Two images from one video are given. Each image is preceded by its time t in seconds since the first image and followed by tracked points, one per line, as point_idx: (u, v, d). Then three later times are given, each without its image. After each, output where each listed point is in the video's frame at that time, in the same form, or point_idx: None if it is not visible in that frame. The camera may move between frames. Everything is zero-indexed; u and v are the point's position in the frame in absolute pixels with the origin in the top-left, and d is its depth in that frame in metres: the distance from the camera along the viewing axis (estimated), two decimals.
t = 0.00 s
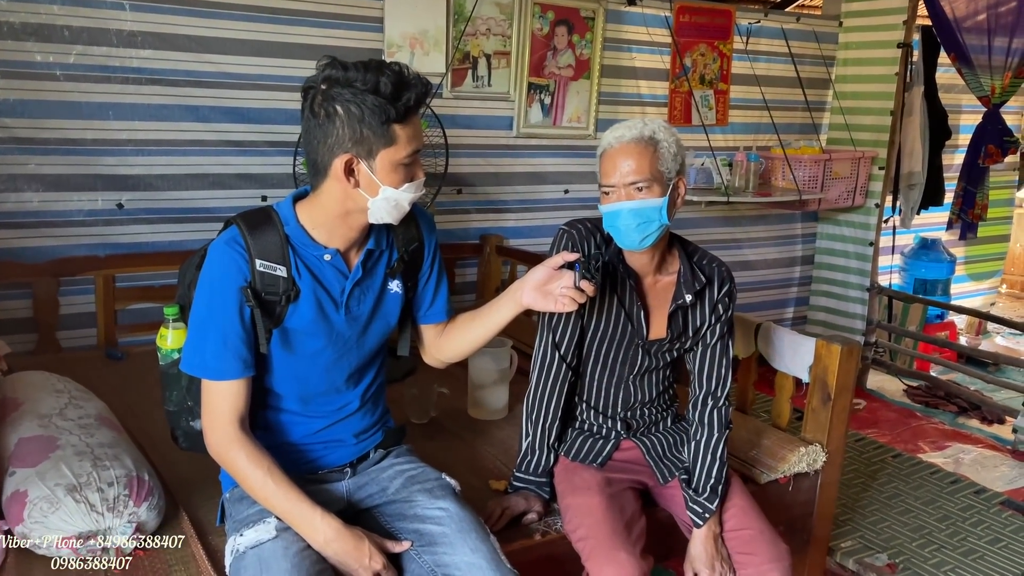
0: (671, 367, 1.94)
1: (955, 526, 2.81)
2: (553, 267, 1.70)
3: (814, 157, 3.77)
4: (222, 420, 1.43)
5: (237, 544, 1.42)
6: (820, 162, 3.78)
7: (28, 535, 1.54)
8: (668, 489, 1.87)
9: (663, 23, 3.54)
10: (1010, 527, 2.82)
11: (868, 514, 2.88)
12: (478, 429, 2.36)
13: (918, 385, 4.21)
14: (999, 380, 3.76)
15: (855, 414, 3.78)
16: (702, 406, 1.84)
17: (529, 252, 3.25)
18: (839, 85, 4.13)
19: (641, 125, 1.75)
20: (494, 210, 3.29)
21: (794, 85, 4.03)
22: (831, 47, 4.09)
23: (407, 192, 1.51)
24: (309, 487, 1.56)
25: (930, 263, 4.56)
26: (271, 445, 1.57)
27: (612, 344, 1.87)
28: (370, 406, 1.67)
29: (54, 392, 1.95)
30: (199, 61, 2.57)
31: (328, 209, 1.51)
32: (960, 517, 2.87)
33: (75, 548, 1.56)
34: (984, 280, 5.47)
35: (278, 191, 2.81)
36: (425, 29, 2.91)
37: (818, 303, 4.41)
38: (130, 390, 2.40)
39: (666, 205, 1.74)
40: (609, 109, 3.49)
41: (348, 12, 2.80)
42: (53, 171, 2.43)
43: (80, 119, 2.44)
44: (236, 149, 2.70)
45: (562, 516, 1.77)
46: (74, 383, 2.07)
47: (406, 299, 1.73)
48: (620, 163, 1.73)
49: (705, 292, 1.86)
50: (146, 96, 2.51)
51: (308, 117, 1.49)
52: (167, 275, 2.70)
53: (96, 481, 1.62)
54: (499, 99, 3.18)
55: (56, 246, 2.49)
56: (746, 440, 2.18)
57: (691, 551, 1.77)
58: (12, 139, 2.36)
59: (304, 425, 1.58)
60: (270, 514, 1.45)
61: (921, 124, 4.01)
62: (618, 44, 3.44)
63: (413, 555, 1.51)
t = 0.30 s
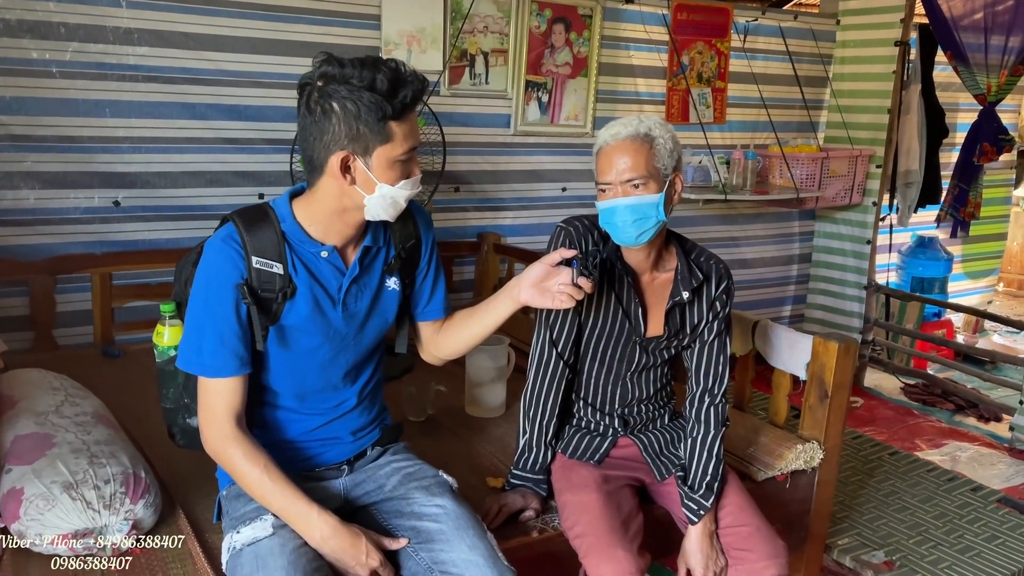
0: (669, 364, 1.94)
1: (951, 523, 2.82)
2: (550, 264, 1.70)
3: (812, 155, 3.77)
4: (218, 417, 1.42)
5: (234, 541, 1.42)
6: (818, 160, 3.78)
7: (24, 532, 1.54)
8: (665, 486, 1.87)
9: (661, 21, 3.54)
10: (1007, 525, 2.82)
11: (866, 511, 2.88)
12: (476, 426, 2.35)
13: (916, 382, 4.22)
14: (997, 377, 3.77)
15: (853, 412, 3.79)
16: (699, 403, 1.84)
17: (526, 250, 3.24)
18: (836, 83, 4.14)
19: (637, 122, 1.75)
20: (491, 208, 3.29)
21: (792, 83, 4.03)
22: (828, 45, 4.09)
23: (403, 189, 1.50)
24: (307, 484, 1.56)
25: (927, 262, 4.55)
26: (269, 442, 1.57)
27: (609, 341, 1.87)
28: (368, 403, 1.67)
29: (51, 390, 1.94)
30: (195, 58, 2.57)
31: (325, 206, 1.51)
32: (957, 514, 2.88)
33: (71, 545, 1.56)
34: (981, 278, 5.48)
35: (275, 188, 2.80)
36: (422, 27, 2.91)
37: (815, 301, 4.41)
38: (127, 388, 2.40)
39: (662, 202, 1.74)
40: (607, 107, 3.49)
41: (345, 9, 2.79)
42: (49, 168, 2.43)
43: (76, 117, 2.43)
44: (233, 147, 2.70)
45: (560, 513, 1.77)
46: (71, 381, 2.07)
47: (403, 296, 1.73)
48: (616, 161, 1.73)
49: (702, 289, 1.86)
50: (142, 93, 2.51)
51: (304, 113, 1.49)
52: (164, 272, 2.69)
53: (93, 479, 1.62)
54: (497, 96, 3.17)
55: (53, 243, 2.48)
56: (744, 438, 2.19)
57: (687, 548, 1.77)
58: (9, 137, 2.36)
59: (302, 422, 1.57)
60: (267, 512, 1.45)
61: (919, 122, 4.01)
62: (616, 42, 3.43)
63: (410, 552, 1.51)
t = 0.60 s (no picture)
0: (665, 363, 1.94)
1: (948, 522, 2.82)
2: (547, 263, 1.70)
3: (810, 154, 3.78)
4: (215, 416, 1.42)
5: (231, 539, 1.42)
6: (815, 159, 3.78)
7: (20, 531, 1.54)
8: (661, 485, 1.87)
9: (659, 20, 3.54)
10: (1003, 523, 2.83)
11: (862, 510, 2.89)
12: (473, 425, 2.36)
13: (912, 382, 4.23)
14: (993, 377, 3.77)
15: (850, 411, 3.79)
16: (695, 401, 1.84)
17: (524, 249, 3.24)
18: (834, 82, 4.14)
19: (633, 121, 1.75)
20: (488, 207, 3.29)
21: (789, 82, 4.04)
22: (826, 44, 4.10)
23: (400, 187, 1.50)
24: (303, 483, 1.56)
25: (924, 260, 4.59)
26: (266, 441, 1.57)
27: (606, 339, 1.87)
28: (364, 402, 1.67)
29: (47, 388, 1.94)
30: (193, 57, 2.56)
31: (322, 204, 1.51)
32: (953, 513, 2.88)
33: (68, 544, 1.56)
34: (978, 278, 5.49)
35: (272, 187, 2.80)
36: (420, 26, 2.91)
37: (813, 300, 4.42)
38: (123, 386, 2.39)
39: (658, 200, 1.74)
40: (605, 105, 3.49)
41: (343, 8, 2.79)
42: (46, 166, 2.43)
43: (73, 115, 2.43)
44: (231, 145, 2.70)
45: (556, 512, 1.77)
46: (68, 379, 2.07)
47: (400, 295, 1.72)
48: (612, 159, 1.73)
49: (699, 288, 1.86)
50: (140, 92, 2.50)
51: (301, 112, 1.49)
52: (161, 271, 2.69)
53: (89, 477, 1.62)
54: (494, 95, 3.17)
55: (49, 242, 2.48)
56: (741, 437, 2.19)
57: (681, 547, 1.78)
58: (6, 135, 2.35)
59: (299, 421, 1.57)
60: (264, 510, 1.45)
61: (916, 122, 4.01)
62: (613, 41, 3.44)
63: (407, 550, 1.51)
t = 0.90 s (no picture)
0: (663, 363, 1.94)
1: (945, 522, 2.82)
2: (546, 263, 1.70)
3: (808, 154, 3.78)
4: (213, 416, 1.42)
5: (228, 540, 1.42)
6: (813, 159, 3.78)
7: (18, 531, 1.54)
8: (658, 485, 1.87)
9: (657, 20, 3.55)
10: (1000, 524, 2.83)
11: (860, 510, 2.89)
12: (471, 425, 2.36)
13: (910, 382, 4.23)
14: (991, 377, 3.78)
15: (847, 411, 3.80)
16: (693, 401, 1.84)
17: (523, 249, 3.25)
18: (832, 83, 4.14)
19: (632, 121, 1.75)
20: (486, 207, 3.29)
21: (788, 83, 4.04)
22: (824, 45, 4.10)
23: (398, 187, 1.51)
24: (301, 483, 1.56)
25: (922, 260, 4.59)
26: (264, 441, 1.57)
27: (604, 339, 1.87)
28: (363, 402, 1.67)
29: (45, 388, 1.94)
30: (191, 56, 2.56)
31: (321, 204, 1.51)
32: (950, 513, 2.88)
33: (66, 544, 1.56)
34: (976, 278, 5.50)
35: (271, 186, 2.80)
36: (418, 26, 2.91)
37: (810, 301, 4.43)
38: (121, 386, 2.39)
39: (657, 201, 1.74)
40: (603, 105, 3.49)
41: (341, 7, 2.79)
42: (44, 166, 2.42)
43: (71, 115, 2.43)
44: (229, 145, 2.70)
45: (554, 512, 1.77)
46: (66, 379, 2.07)
47: (399, 295, 1.73)
48: (611, 159, 1.73)
49: (697, 288, 1.86)
50: (138, 91, 2.50)
51: (299, 112, 1.49)
52: (159, 271, 2.69)
53: (87, 477, 1.62)
54: (492, 95, 3.17)
55: (46, 241, 2.48)
56: (738, 437, 2.19)
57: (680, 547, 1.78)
58: (4, 134, 2.35)
59: (297, 421, 1.57)
60: (261, 510, 1.45)
61: (914, 122, 4.01)
62: (612, 41, 3.44)
63: (405, 550, 1.51)
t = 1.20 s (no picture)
0: (662, 363, 1.94)
1: (943, 523, 2.83)
2: (545, 263, 1.70)
3: (806, 155, 3.78)
4: (211, 415, 1.42)
5: (227, 539, 1.42)
6: (812, 160, 3.79)
7: (16, 531, 1.54)
8: (656, 485, 1.87)
9: (656, 21, 3.55)
10: (999, 525, 2.84)
11: (858, 510, 2.90)
12: (469, 425, 2.36)
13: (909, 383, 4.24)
14: (989, 378, 3.78)
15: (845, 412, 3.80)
16: (692, 402, 1.84)
17: (521, 249, 3.25)
18: (831, 83, 4.15)
19: (633, 121, 1.75)
20: (485, 207, 3.29)
21: (786, 83, 4.04)
22: (823, 45, 4.10)
23: (398, 187, 1.51)
24: (299, 483, 1.56)
25: (921, 261, 4.58)
26: (262, 441, 1.57)
27: (603, 340, 1.87)
28: (361, 402, 1.67)
29: (43, 387, 1.94)
30: (189, 56, 2.56)
31: (320, 204, 1.51)
32: (949, 514, 2.89)
33: (64, 544, 1.55)
34: (974, 279, 5.50)
35: (270, 186, 2.80)
36: (417, 26, 2.91)
37: (809, 301, 4.43)
38: (119, 386, 2.39)
39: (657, 201, 1.74)
40: (602, 106, 3.49)
41: (340, 7, 2.78)
42: (42, 165, 2.42)
43: (69, 114, 2.42)
44: (227, 145, 2.69)
45: (553, 512, 1.77)
46: (64, 378, 2.07)
47: (397, 295, 1.73)
48: (611, 159, 1.73)
49: (696, 289, 1.86)
50: (136, 91, 2.50)
51: (298, 111, 1.48)
52: (157, 271, 2.69)
53: (85, 477, 1.62)
54: (491, 96, 3.17)
55: (45, 241, 2.47)
56: (737, 437, 2.20)
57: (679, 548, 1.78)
58: (2, 134, 2.35)
59: (295, 421, 1.57)
60: (259, 510, 1.45)
61: (913, 123, 4.01)
62: (611, 41, 3.44)
63: (403, 551, 1.51)
